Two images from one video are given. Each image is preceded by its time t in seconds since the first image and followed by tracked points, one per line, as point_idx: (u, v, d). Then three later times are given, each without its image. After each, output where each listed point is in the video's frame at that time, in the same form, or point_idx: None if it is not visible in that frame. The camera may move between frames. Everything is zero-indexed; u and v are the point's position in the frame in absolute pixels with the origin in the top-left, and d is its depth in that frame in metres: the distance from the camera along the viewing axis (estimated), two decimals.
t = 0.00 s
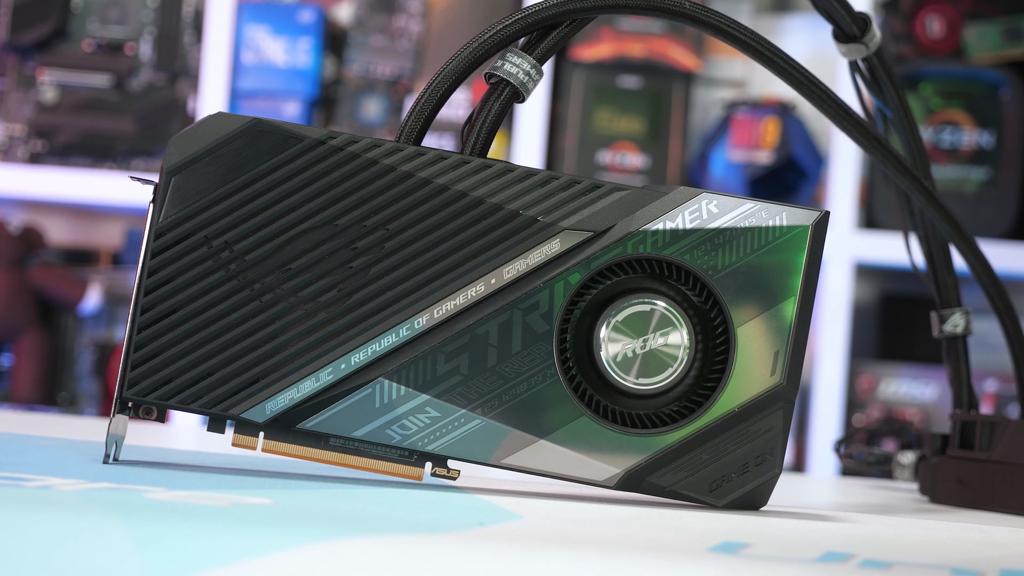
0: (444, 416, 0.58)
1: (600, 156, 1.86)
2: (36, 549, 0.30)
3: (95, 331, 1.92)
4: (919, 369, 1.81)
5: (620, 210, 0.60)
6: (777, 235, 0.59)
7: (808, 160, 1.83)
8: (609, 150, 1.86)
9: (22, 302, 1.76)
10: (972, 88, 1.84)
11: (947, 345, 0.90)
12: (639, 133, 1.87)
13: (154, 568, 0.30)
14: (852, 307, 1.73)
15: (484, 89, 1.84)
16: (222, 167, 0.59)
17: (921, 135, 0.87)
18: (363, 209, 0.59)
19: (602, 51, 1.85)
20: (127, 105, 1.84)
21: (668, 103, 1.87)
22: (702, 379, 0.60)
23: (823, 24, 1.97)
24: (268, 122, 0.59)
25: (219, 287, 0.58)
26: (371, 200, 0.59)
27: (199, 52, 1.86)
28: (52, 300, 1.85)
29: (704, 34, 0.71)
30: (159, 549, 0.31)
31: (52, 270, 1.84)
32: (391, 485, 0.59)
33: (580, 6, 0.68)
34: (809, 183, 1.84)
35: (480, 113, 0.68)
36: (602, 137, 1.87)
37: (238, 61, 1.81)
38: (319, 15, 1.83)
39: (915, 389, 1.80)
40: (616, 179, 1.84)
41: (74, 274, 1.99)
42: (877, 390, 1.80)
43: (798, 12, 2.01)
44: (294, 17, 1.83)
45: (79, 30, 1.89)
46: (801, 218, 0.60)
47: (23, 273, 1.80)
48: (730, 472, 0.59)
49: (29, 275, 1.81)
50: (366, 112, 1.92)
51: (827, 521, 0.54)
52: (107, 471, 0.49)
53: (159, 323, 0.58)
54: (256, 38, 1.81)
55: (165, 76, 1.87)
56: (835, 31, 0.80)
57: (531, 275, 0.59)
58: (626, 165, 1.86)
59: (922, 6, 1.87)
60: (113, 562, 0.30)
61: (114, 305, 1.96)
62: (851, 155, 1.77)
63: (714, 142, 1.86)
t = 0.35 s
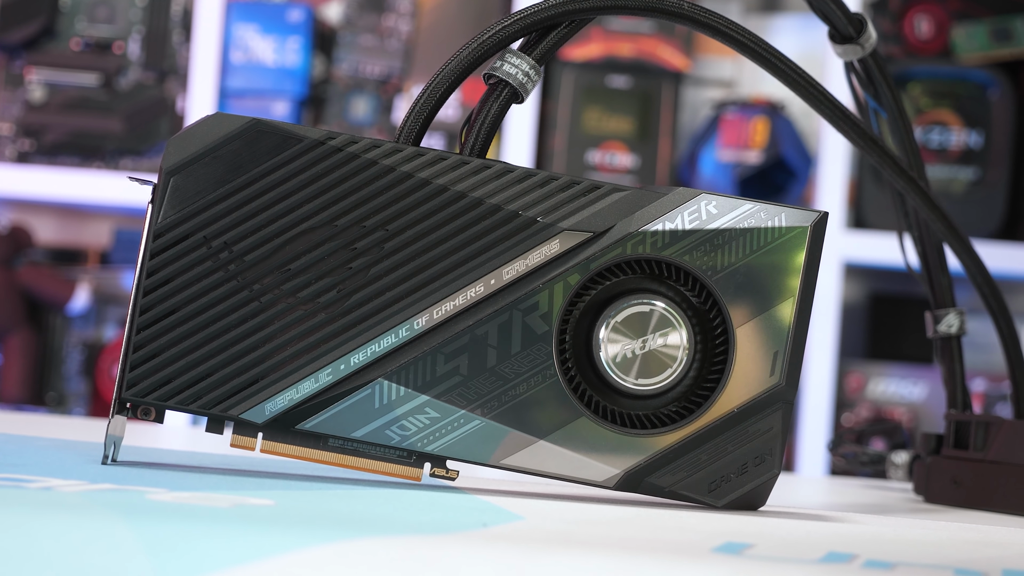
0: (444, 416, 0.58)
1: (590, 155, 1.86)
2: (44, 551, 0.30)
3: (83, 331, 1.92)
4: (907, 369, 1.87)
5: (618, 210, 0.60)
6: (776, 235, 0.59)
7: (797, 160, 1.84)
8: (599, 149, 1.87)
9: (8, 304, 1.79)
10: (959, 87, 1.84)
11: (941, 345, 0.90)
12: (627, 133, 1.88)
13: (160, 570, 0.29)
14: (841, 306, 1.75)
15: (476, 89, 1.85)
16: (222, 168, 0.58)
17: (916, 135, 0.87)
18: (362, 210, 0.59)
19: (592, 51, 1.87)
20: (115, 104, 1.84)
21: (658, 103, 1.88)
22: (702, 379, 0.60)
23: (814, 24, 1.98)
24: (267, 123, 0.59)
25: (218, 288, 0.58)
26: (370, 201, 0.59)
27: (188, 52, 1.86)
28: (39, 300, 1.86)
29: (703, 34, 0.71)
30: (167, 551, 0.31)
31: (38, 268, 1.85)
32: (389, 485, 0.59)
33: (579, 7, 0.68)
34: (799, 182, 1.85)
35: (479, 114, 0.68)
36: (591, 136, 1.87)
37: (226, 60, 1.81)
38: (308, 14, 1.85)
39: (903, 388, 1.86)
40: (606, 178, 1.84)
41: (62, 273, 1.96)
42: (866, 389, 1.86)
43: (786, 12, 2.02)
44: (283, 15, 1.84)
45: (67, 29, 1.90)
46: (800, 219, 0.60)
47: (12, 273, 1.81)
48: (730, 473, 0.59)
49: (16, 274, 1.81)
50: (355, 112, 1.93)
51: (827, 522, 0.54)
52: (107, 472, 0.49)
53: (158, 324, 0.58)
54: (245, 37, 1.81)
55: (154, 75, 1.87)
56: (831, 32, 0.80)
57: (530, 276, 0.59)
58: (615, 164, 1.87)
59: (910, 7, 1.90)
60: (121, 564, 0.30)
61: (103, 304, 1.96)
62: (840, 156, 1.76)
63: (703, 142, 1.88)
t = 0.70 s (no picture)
0: (442, 417, 0.58)
1: (578, 155, 1.87)
2: (51, 554, 0.30)
3: (71, 330, 1.91)
4: (894, 369, 1.89)
5: (616, 212, 0.60)
6: (774, 236, 0.59)
7: (784, 159, 1.85)
8: (587, 148, 1.87)
9: None
10: (946, 87, 1.85)
11: (934, 346, 0.90)
12: (616, 133, 1.89)
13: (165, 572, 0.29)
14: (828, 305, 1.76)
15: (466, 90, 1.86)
16: (220, 168, 0.58)
17: (909, 136, 0.87)
18: (360, 211, 0.59)
19: (581, 51, 1.87)
20: (102, 103, 1.83)
21: (646, 103, 1.89)
22: (699, 380, 0.60)
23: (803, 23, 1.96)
24: (266, 123, 0.59)
25: (216, 289, 0.58)
26: (368, 202, 0.59)
27: (176, 51, 1.86)
28: (27, 300, 1.84)
29: (700, 35, 0.71)
30: (173, 552, 0.31)
31: (26, 268, 1.84)
32: (388, 486, 0.59)
33: (577, 8, 0.69)
34: (785, 181, 1.86)
35: (477, 115, 0.68)
36: (579, 135, 1.87)
37: (214, 59, 1.81)
38: (296, 14, 1.85)
39: (891, 388, 1.88)
40: (594, 178, 1.85)
41: (48, 274, 1.90)
42: (853, 389, 1.89)
43: (774, 13, 2.02)
44: (271, 15, 1.84)
45: (54, 28, 1.88)
46: (798, 219, 0.60)
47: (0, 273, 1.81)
48: (727, 473, 0.59)
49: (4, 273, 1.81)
50: (342, 111, 1.92)
51: (824, 522, 0.54)
52: (105, 473, 0.49)
53: (156, 324, 0.58)
54: (233, 36, 1.81)
55: (142, 74, 1.87)
56: (826, 33, 0.81)
57: (529, 277, 0.59)
58: (604, 164, 1.87)
59: (898, 7, 1.92)
60: (129, 566, 0.30)
61: (89, 304, 1.96)
62: (828, 155, 1.76)
63: (692, 142, 1.88)
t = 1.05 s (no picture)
0: (440, 418, 0.58)
1: (566, 154, 1.87)
2: (58, 558, 0.30)
3: (57, 330, 1.92)
4: (880, 368, 1.91)
5: (614, 212, 0.60)
6: (772, 236, 0.59)
7: (772, 159, 1.86)
8: (575, 147, 1.88)
9: None
10: (933, 87, 1.86)
11: (928, 346, 0.90)
12: (603, 133, 1.89)
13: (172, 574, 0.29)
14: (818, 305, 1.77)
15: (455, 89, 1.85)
16: (218, 169, 0.58)
17: (902, 137, 0.88)
18: (357, 211, 0.59)
19: (569, 51, 1.88)
20: (88, 102, 1.82)
21: (634, 101, 1.89)
22: (696, 380, 0.60)
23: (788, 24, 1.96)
24: (263, 124, 0.59)
25: (213, 290, 0.58)
26: (365, 203, 0.59)
27: (163, 50, 1.84)
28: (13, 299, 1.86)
29: (697, 36, 0.71)
30: (179, 554, 0.31)
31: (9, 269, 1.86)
32: (385, 486, 0.59)
33: (574, 9, 0.69)
34: (772, 182, 1.85)
35: (474, 115, 0.68)
36: (567, 135, 1.88)
37: (202, 58, 1.82)
38: (283, 13, 1.85)
39: (877, 387, 1.91)
40: (582, 178, 1.85)
41: (35, 273, 1.93)
42: (841, 388, 1.91)
43: (761, 13, 2.02)
44: (258, 14, 1.84)
45: (40, 26, 1.87)
46: (795, 220, 0.60)
47: None
48: (724, 473, 0.59)
49: None
50: (330, 110, 1.92)
51: (821, 522, 0.54)
52: (104, 474, 0.49)
53: (153, 325, 0.58)
54: (220, 35, 1.81)
55: (128, 73, 1.85)
56: (820, 33, 0.81)
57: (527, 277, 0.59)
58: (591, 164, 1.88)
59: (884, 8, 1.90)
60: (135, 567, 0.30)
61: (77, 303, 1.97)
62: (815, 155, 1.78)
63: (680, 141, 1.90)
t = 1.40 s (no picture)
0: (437, 418, 0.58)
1: (553, 154, 1.87)
2: (62, 561, 0.31)
3: (42, 329, 1.91)
4: (867, 368, 1.90)
5: (611, 213, 0.60)
6: (769, 236, 0.59)
7: (760, 159, 1.87)
8: (562, 147, 1.88)
9: None
10: (919, 87, 1.87)
11: (921, 346, 0.91)
12: (591, 133, 1.89)
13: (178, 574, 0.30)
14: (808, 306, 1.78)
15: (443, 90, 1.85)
16: (215, 169, 0.58)
17: (894, 138, 0.88)
18: (354, 211, 0.59)
19: (557, 51, 1.88)
20: (75, 101, 1.82)
21: (621, 100, 1.89)
22: (694, 380, 0.60)
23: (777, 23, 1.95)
24: (260, 124, 0.59)
25: (210, 290, 0.58)
26: (362, 203, 0.59)
27: (150, 49, 1.84)
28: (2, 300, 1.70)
29: (694, 37, 0.71)
30: (183, 554, 0.31)
31: None
32: (382, 486, 0.59)
33: (570, 9, 0.69)
34: (760, 182, 1.86)
35: (471, 115, 0.68)
36: (554, 135, 1.88)
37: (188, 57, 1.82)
38: (270, 12, 1.86)
39: (864, 386, 1.90)
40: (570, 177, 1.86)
41: (19, 273, 1.93)
42: (827, 387, 1.90)
43: (747, 12, 2.00)
44: (245, 12, 1.85)
45: (27, 25, 1.85)
46: (792, 220, 0.60)
47: None
48: (721, 473, 0.59)
49: None
50: (317, 109, 1.92)
51: (816, 522, 0.54)
52: (103, 475, 0.48)
53: (150, 325, 0.58)
54: (206, 34, 1.82)
55: (115, 72, 1.84)
56: (814, 34, 0.81)
57: (524, 278, 0.59)
58: (578, 163, 1.88)
59: (870, 7, 1.90)
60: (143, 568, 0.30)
61: (62, 303, 1.96)
62: (801, 155, 1.80)
63: (666, 139, 1.91)
